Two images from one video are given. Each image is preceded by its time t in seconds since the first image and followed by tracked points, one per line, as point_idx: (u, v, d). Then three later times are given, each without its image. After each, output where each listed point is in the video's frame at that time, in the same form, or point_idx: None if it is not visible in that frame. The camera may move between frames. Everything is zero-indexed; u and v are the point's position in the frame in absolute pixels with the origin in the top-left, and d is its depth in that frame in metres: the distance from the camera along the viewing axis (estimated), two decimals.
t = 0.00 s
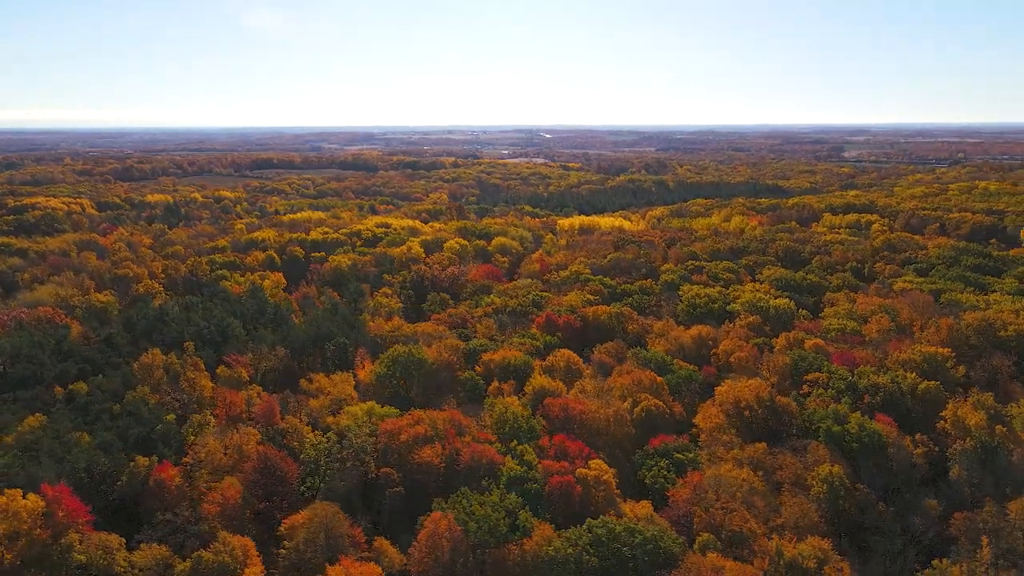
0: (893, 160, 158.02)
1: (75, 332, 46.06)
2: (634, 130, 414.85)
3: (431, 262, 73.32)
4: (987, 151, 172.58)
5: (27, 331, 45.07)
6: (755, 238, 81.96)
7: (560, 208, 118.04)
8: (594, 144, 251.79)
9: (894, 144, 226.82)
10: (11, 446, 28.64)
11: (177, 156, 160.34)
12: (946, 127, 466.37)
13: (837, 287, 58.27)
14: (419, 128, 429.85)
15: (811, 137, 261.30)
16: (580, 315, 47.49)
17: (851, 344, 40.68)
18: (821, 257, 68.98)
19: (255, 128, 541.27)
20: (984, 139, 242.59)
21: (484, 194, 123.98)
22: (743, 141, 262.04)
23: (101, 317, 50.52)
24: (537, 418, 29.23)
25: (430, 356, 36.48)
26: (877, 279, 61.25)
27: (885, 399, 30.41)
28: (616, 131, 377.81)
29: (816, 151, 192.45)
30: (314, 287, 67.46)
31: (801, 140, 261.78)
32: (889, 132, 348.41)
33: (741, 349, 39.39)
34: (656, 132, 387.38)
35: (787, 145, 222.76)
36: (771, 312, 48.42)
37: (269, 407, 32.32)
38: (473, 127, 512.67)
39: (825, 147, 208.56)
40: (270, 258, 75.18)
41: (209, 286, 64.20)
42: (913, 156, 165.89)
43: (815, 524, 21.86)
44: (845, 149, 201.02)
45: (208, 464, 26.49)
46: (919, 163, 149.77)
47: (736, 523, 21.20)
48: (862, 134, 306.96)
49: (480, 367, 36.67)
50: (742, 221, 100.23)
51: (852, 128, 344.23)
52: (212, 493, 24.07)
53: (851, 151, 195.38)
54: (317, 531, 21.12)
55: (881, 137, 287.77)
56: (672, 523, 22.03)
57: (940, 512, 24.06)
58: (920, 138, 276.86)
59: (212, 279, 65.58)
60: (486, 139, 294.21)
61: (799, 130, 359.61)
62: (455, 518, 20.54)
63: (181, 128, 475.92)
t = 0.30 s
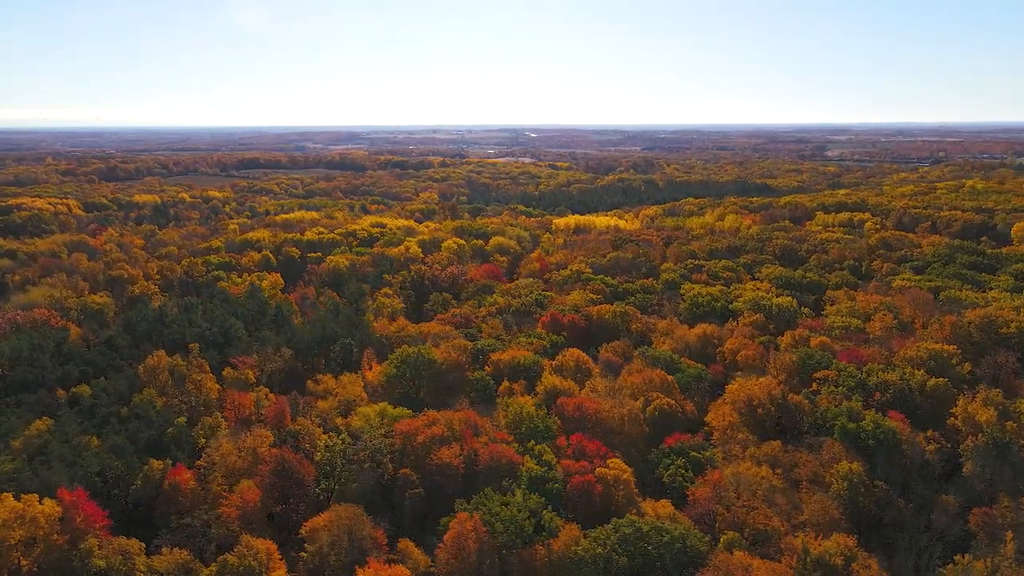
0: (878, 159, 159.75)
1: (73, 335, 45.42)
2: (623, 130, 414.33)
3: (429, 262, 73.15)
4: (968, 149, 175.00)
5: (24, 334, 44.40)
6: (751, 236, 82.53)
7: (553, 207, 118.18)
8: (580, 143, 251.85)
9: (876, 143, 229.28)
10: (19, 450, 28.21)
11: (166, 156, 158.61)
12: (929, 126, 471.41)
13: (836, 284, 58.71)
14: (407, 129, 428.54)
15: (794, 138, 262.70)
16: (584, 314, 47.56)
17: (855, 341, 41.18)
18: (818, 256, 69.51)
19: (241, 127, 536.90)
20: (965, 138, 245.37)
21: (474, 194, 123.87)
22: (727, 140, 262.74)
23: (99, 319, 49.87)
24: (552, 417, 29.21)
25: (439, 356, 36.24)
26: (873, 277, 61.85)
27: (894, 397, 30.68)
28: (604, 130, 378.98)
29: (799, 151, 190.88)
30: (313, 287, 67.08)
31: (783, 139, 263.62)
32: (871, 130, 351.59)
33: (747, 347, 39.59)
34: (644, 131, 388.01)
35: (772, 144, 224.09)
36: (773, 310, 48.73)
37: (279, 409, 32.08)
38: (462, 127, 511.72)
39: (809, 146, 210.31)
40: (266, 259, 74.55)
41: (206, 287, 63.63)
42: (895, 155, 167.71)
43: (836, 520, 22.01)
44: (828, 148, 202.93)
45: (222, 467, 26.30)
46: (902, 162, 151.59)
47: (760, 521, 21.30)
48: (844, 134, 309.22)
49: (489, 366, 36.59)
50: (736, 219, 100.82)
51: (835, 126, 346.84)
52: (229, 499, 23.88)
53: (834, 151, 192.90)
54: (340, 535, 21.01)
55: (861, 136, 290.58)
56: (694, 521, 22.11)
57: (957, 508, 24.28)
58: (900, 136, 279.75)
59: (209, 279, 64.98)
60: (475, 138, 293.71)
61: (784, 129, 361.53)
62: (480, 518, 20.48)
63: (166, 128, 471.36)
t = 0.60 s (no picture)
0: (860, 157, 161.53)
1: (72, 337, 44.75)
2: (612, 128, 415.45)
3: (428, 262, 72.89)
4: (947, 148, 177.22)
5: (23, 336, 43.71)
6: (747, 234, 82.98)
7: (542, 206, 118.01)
8: (563, 142, 251.45)
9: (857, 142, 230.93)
10: (29, 456, 27.82)
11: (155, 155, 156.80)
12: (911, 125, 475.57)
13: (835, 282, 59.17)
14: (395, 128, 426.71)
15: (778, 137, 258.40)
16: (589, 313, 47.59)
17: (859, 338, 41.55)
18: (815, 254, 70.07)
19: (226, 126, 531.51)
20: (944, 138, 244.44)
21: (463, 194, 123.54)
22: (708, 138, 261.50)
23: (97, 321, 49.16)
24: (568, 416, 29.22)
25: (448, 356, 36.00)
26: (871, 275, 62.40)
27: (906, 393, 31.03)
28: (592, 129, 379.51)
29: (781, 151, 187.03)
30: (312, 288, 66.64)
31: (768, 138, 263.31)
32: (855, 129, 354.64)
33: (754, 345, 39.78)
34: (631, 129, 389.21)
35: (754, 143, 225.17)
36: (777, 308, 49.06)
37: (292, 410, 31.84)
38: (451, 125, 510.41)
39: (792, 145, 211.96)
40: (262, 259, 73.87)
41: (204, 287, 63.02)
42: (881, 154, 169.48)
43: (859, 516, 22.20)
44: (812, 147, 204.34)
45: (238, 469, 26.06)
46: (885, 161, 153.35)
47: (786, 519, 21.50)
48: (829, 133, 308.62)
49: (499, 366, 36.53)
50: (731, 218, 101.33)
51: (818, 126, 350.01)
52: (250, 502, 23.69)
53: (816, 151, 190.06)
54: (367, 537, 20.92)
55: (844, 134, 289.37)
56: (719, 519, 22.26)
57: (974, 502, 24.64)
58: (887, 135, 278.60)
59: (207, 280, 64.35)
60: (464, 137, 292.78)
61: (769, 128, 364.06)
62: (508, 519, 20.47)
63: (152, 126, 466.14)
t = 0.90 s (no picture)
0: (843, 156, 163.29)
1: (72, 339, 44.14)
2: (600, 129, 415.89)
3: (427, 262, 72.76)
4: (927, 147, 179.62)
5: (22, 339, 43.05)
6: (743, 234, 83.41)
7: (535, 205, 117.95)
8: (549, 141, 251.47)
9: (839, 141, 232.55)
10: (39, 460, 27.44)
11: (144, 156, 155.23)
12: (894, 124, 480.78)
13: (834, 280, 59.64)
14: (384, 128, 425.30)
15: (761, 137, 257.87)
16: (594, 313, 47.66)
17: (864, 336, 41.90)
18: (812, 252, 70.62)
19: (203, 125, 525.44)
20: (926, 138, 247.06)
21: (452, 194, 123.18)
22: (693, 138, 263.00)
23: (96, 324, 48.53)
24: (583, 415, 29.26)
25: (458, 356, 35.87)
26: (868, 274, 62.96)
27: (916, 390, 31.39)
28: (580, 130, 380.42)
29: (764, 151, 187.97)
30: (311, 288, 66.27)
31: (751, 138, 264.25)
32: (840, 130, 357.61)
33: (761, 344, 39.99)
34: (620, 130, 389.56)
35: (737, 142, 227.13)
36: (779, 306, 49.39)
37: (303, 412, 31.66)
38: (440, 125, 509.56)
39: (778, 145, 213.41)
40: (258, 260, 73.29)
41: (202, 289, 62.45)
42: (868, 153, 170.95)
43: (879, 512, 22.40)
44: (795, 147, 206.20)
45: (254, 472, 25.85)
46: (868, 160, 155.22)
47: (809, 516, 21.74)
48: (812, 133, 310.65)
49: (509, 366, 36.49)
50: (725, 217, 101.87)
51: (804, 127, 351.73)
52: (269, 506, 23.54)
53: (799, 151, 191.32)
54: (392, 539, 20.86)
55: (829, 134, 292.13)
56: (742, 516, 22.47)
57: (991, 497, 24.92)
58: (859, 135, 279.78)
59: (205, 281, 63.80)
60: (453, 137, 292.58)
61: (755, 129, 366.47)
62: (534, 518, 20.50)
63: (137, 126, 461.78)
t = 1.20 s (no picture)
0: (829, 155, 165.02)
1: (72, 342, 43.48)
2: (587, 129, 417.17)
3: (426, 262, 72.56)
4: (908, 147, 182.27)
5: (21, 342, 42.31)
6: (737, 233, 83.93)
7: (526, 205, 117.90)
8: (533, 141, 250.27)
9: (819, 141, 234.32)
10: (52, 465, 27.04)
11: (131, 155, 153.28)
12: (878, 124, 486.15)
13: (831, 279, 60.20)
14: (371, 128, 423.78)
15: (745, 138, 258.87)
16: (598, 312, 47.78)
17: (867, 334, 42.34)
18: (807, 251, 71.22)
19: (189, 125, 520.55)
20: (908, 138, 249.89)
21: (443, 194, 122.96)
22: (678, 138, 264.45)
23: (95, 326, 47.79)
24: (599, 414, 29.33)
25: (469, 356, 35.88)
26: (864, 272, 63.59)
27: (926, 386, 31.76)
28: (568, 130, 380.99)
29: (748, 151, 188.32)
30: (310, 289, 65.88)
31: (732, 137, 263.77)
32: (823, 130, 361.02)
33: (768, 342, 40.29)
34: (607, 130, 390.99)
35: (722, 142, 228.94)
36: (781, 305, 49.79)
37: (316, 414, 31.49)
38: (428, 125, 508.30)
39: (764, 145, 214.97)
40: (255, 261, 72.68)
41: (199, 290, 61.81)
42: (854, 152, 172.69)
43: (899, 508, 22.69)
44: (780, 146, 208.28)
45: (272, 475, 25.68)
46: (854, 159, 156.81)
47: (832, 513, 22.00)
48: (795, 132, 313.03)
49: (519, 366, 36.50)
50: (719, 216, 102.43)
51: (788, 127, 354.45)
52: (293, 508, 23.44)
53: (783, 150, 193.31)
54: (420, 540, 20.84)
55: (812, 134, 294.65)
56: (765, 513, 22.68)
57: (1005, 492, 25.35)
58: (841, 135, 282.57)
59: (203, 283, 63.20)
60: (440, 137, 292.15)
61: (741, 129, 368.46)
62: (563, 518, 20.61)
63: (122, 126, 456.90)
